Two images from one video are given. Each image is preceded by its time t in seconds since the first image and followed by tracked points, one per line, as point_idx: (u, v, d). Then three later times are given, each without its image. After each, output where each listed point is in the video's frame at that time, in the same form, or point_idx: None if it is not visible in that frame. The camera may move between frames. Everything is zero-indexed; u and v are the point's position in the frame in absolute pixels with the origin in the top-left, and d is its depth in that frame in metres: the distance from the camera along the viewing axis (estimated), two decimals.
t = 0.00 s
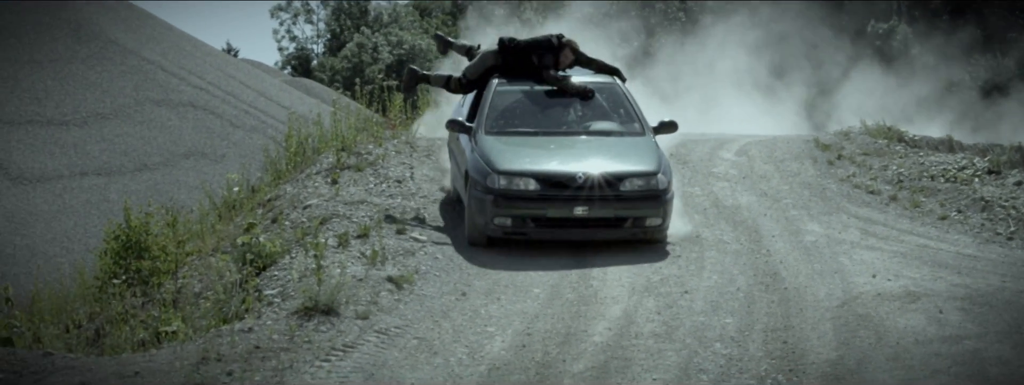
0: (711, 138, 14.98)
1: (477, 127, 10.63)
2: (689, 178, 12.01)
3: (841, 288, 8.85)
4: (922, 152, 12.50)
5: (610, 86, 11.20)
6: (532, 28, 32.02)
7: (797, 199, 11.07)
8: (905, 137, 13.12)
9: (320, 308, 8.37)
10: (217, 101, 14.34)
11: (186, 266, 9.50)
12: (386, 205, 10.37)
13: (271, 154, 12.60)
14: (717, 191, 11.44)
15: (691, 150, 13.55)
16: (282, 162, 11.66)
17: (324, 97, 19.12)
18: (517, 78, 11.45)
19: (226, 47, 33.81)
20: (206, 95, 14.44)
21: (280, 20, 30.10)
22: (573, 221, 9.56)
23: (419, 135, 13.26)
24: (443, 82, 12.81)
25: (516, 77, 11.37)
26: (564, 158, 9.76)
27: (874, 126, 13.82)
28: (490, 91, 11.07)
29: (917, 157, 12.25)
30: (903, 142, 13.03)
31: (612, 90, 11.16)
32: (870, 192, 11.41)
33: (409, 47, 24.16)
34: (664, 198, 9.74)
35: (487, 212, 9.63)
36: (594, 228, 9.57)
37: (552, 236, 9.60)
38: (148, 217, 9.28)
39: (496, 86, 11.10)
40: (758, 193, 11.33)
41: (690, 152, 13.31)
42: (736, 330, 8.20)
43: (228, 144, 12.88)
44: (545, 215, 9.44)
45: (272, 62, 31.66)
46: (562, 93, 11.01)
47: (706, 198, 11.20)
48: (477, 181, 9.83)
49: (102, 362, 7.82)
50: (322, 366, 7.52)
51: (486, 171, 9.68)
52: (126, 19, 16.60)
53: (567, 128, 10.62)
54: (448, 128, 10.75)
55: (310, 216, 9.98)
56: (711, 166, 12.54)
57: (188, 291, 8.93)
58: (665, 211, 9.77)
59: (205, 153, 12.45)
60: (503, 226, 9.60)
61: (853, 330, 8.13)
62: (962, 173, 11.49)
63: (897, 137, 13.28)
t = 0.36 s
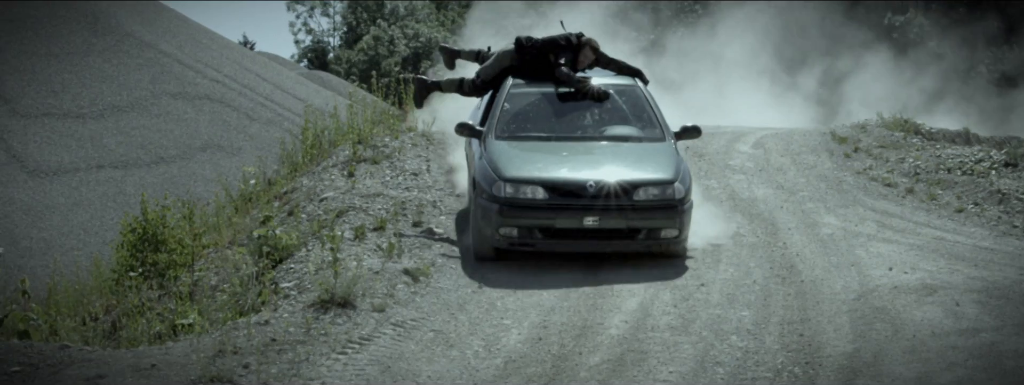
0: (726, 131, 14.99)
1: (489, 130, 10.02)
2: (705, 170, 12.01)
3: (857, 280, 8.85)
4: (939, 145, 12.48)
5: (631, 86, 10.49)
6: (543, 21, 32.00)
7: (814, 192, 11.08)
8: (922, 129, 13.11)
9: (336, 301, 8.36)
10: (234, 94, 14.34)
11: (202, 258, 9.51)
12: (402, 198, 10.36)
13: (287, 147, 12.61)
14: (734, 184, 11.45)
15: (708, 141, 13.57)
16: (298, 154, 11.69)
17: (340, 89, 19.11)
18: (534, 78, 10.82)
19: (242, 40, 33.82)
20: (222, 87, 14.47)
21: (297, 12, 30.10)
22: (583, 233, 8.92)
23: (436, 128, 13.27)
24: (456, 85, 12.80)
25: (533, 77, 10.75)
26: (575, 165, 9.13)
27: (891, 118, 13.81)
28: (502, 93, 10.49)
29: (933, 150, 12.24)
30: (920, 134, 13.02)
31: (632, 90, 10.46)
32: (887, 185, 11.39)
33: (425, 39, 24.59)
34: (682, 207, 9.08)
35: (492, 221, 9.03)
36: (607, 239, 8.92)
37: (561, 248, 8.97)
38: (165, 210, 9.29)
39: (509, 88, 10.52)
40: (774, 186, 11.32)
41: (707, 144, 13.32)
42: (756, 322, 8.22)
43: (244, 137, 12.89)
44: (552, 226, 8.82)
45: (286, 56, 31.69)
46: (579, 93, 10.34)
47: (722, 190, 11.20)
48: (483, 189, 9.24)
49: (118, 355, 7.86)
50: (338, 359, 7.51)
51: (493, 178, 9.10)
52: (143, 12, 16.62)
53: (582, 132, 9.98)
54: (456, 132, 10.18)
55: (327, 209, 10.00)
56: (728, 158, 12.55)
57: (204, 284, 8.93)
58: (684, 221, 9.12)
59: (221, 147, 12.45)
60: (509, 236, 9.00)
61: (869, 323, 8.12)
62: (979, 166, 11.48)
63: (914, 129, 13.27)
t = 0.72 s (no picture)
0: (736, 124, 15.02)
1: (490, 137, 9.32)
2: (718, 164, 12.00)
3: (869, 273, 8.86)
4: (951, 138, 12.49)
5: (646, 90, 9.75)
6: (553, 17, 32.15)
7: (826, 185, 11.08)
8: (935, 123, 13.13)
9: (348, 295, 8.36)
10: (246, 88, 14.36)
11: (214, 251, 9.52)
12: (414, 192, 10.36)
13: (299, 141, 12.62)
14: (746, 178, 11.44)
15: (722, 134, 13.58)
16: (310, 148, 11.71)
17: (351, 82, 19.16)
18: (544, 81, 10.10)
19: (255, 34, 33.96)
20: (234, 81, 14.48)
21: (309, 6, 30.21)
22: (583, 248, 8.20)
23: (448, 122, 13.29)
24: (463, 88, 12.05)
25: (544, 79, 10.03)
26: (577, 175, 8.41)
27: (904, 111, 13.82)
28: (507, 96, 9.78)
29: (946, 143, 12.25)
30: (932, 127, 13.03)
31: (645, 94, 9.72)
32: (899, 178, 11.40)
33: (436, 33, 26.16)
34: (693, 223, 8.35)
35: (485, 235, 8.34)
36: (609, 257, 8.18)
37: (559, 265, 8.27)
38: (177, 204, 9.30)
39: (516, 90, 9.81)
40: (785, 179, 11.32)
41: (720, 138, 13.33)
42: (766, 315, 8.23)
43: (256, 130, 12.90)
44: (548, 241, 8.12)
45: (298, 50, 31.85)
46: (588, 98, 9.64)
47: (735, 184, 11.19)
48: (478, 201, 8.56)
49: (130, 348, 7.88)
50: (350, 352, 7.50)
51: (488, 190, 8.41)
52: (156, 7, 16.68)
53: (589, 140, 9.25)
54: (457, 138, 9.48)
55: (339, 203, 10.00)
56: (740, 152, 12.55)
57: (216, 277, 8.95)
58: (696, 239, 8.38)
59: (233, 140, 12.46)
60: (503, 251, 8.31)
61: (881, 316, 8.10)
62: (991, 159, 11.48)
63: (927, 122, 13.28)
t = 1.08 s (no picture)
0: (750, 115, 15.04)
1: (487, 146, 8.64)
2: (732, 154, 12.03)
3: (883, 264, 8.85)
4: (966, 129, 12.51)
5: (659, 95, 9.00)
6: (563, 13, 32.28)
7: (840, 176, 11.08)
8: (949, 114, 13.16)
9: (361, 286, 8.36)
10: (261, 79, 14.39)
11: (228, 242, 9.57)
12: (428, 183, 10.34)
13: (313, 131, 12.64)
14: (760, 169, 11.46)
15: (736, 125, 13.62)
16: (324, 139, 11.71)
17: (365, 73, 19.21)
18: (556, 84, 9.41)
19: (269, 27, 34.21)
20: (247, 72, 14.49)
21: None
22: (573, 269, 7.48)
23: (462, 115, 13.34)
24: (469, 91, 11.59)
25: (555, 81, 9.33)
26: (572, 187, 7.72)
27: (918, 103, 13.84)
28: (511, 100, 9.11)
29: (960, 135, 12.28)
30: (946, 119, 13.06)
31: (657, 100, 8.96)
32: (913, 170, 11.42)
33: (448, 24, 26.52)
34: (698, 241, 7.61)
35: (471, 252, 7.69)
36: (604, 278, 7.47)
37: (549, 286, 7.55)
38: (190, 196, 9.34)
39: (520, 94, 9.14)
40: (799, 170, 11.34)
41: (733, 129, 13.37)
42: (783, 303, 8.25)
43: (269, 120, 12.93)
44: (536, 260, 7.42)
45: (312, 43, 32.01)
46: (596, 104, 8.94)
47: (748, 175, 11.22)
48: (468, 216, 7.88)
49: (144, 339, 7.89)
50: (363, 343, 7.51)
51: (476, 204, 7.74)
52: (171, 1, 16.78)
53: (591, 149, 8.53)
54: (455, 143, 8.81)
55: (353, 194, 10.01)
56: (754, 143, 12.58)
57: (230, 268, 8.99)
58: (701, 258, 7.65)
59: (247, 130, 12.49)
60: (489, 270, 7.65)
61: (895, 307, 8.09)
62: (1005, 150, 11.49)
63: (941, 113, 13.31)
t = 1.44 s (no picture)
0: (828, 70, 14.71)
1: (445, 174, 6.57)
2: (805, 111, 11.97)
3: (957, 221, 8.75)
4: None
5: (665, 111, 6.59)
6: None
7: (914, 133, 11.03)
8: None
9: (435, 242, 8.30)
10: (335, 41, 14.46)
11: (300, 199, 9.55)
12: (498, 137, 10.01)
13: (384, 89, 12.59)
14: (832, 125, 11.48)
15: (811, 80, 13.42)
16: (396, 95, 11.55)
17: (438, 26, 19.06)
18: (558, 91, 6.87)
19: None
20: (319, 28, 15.18)
21: None
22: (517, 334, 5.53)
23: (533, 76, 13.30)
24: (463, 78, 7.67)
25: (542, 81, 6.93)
26: (533, 225, 5.77)
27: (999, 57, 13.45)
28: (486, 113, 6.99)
29: None
30: None
31: (656, 114, 6.56)
32: (987, 126, 11.23)
33: None
34: (687, 296, 5.55)
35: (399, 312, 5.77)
36: (560, 347, 5.47)
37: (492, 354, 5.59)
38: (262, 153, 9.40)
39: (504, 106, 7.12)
40: (873, 127, 11.31)
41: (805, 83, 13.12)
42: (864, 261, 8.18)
43: (341, 79, 13.00)
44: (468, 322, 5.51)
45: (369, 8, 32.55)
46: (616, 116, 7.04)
47: (819, 132, 11.27)
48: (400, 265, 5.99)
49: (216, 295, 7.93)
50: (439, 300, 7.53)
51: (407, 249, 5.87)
52: None
53: (575, 177, 6.31)
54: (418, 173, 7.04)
55: (425, 150, 9.85)
56: (827, 99, 12.45)
57: (302, 225, 8.98)
58: (694, 317, 5.68)
59: (318, 89, 12.57)
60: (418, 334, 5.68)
61: (969, 264, 7.92)
62: None
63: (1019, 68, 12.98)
